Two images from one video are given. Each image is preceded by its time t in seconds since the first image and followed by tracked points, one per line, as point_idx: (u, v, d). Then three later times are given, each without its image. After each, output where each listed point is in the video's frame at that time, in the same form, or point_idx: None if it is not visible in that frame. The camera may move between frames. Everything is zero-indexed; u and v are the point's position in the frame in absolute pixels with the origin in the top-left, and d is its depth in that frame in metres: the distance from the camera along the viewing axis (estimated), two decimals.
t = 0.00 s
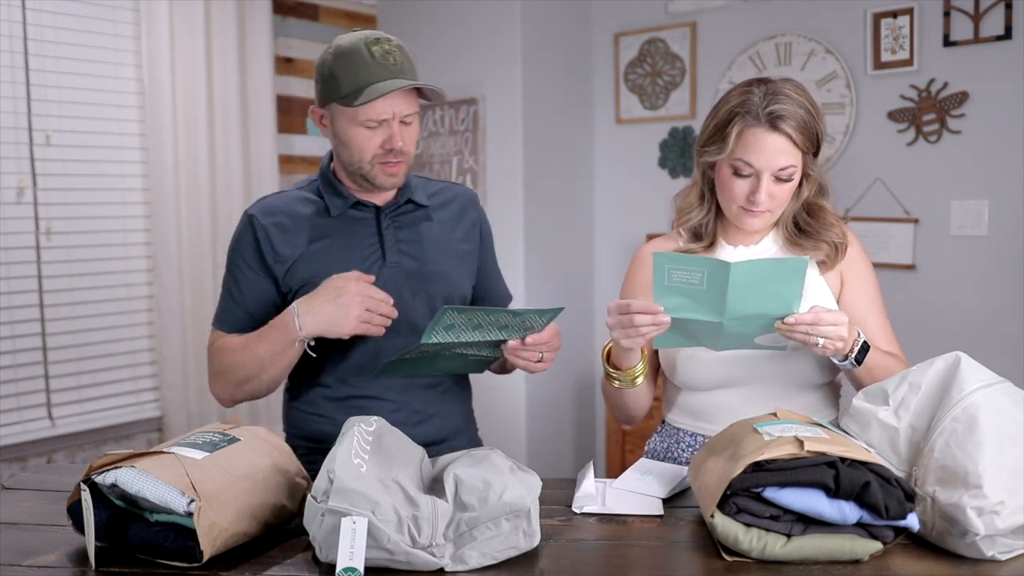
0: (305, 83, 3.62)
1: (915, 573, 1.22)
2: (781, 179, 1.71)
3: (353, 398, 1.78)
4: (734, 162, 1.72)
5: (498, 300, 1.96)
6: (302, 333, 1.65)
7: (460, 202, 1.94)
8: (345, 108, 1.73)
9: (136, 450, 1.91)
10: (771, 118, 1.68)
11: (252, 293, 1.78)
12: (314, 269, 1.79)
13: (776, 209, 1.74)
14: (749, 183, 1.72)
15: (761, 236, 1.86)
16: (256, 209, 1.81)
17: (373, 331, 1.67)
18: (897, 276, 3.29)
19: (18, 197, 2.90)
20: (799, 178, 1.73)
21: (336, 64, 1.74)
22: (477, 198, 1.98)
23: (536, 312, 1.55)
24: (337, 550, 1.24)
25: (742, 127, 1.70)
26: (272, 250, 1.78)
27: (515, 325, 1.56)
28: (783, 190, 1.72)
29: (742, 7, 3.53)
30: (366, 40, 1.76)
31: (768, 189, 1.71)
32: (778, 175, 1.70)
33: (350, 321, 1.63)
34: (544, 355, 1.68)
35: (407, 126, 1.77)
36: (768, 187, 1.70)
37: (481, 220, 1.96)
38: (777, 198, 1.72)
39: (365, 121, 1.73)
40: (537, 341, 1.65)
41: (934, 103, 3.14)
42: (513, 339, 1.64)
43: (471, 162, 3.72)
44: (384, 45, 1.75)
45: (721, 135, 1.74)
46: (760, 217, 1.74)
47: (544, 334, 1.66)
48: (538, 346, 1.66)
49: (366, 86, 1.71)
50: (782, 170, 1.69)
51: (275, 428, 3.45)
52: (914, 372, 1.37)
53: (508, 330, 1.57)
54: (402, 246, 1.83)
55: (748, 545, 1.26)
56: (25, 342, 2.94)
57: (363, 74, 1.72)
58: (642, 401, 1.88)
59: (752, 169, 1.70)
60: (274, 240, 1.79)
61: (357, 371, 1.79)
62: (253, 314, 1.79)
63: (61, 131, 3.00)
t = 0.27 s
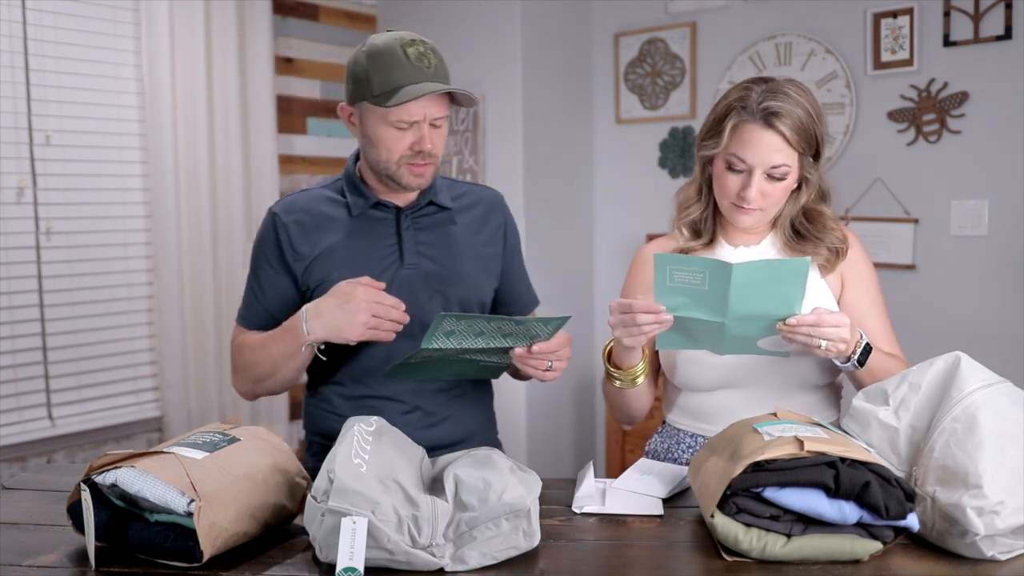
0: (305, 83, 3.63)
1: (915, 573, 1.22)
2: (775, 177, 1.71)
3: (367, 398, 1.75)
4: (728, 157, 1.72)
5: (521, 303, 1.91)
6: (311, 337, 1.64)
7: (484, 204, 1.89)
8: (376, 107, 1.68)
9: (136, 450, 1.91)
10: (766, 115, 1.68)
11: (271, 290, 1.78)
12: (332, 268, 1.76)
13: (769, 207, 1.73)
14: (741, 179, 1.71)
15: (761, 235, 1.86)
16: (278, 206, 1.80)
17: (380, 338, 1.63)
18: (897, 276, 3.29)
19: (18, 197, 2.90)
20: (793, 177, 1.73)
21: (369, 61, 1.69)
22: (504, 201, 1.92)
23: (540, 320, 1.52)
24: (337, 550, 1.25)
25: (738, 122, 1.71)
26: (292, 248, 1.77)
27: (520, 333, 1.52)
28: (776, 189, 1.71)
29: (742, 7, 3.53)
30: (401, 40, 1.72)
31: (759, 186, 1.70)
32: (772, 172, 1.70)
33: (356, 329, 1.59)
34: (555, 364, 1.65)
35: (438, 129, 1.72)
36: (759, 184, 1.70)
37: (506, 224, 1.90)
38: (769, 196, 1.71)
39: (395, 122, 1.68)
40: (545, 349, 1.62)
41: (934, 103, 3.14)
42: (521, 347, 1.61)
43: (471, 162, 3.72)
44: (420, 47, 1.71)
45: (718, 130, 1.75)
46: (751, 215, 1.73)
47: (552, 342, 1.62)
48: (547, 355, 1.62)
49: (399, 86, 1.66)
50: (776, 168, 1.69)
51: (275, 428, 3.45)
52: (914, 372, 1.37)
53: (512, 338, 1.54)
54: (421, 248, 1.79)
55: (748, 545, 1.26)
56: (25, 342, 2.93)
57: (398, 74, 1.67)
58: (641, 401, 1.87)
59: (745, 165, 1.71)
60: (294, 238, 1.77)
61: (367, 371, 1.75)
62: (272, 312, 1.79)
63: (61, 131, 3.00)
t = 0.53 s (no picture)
0: (305, 83, 3.63)
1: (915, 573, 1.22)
2: (761, 165, 1.73)
3: (373, 398, 1.72)
4: (717, 145, 1.76)
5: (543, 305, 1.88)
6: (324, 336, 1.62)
7: (506, 205, 1.87)
8: (396, 104, 1.68)
9: (136, 450, 1.91)
10: (752, 102, 1.72)
11: (289, 288, 1.77)
12: (351, 266, 1.75)
13: (757, 197, 1.75)
14: (727, 166, 1.74)
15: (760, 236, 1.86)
16: (300, 204, 1.80)
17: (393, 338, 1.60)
18: (897, 276, 3.29)
19: (18, 197, 2.90)
20: (782, 169, 1.74)
21: (391, 59, 1.69)
22: (526, 202, 1.91)
23: (547, 320, 1.51)
24: (337, 550, 1.25)
25: (727, 111, 1.75)
26: (311, 246, 1.76)
27: (526, 333, 1.52)
28: (762, 177, 1.73)
29: (742, 7, 3.54)
30: (423, 40, 1.72)
31: (745, 173, 1.72)
32: (757, 160, 1.72)
33: (368, 329, 1.57)
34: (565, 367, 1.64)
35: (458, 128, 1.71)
36: (744, 171, 1.72)
37: (527, 224, 1.88)
38: (755, 183, 1.73)
39: (415, 119, 1.67)
40: (553, 350, 1.61)
41: (934, 103, 3.14)
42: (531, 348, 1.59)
43: (471, 162, 3.72)
44: (441, 46, 1.71)
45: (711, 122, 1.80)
46: (737, 202, 1.75)
47: (562, 343, 1.62)
48: (557, 356, 1.61)
49: (420, 83, 1.66)
50: (760, 154, 1.72)
51: (275, 428, 3.45)
52: (914, 372, 1.37)
53: (519, 338, 1.54)
54: (439, 248, 1.78)
55: (748, 545, 1.26)
56: (25, 342, 2.93)
57: (419, 73, 1.67)
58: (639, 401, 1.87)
59: (731, 152, 1.74)
60: (314, 236, 1.76)
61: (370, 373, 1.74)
62: (291, 309, 1.78)
63: (61, 131, 3.00)
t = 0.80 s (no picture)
0: (305, 83, 3.63)
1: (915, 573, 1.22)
2: (740, 166, 1.76)
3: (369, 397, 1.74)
4: (700, 147, 1.81)
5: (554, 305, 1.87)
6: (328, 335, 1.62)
7: (519, 205, 1.86)
8: (409, 103, 1.68)
9: (136, 450, 1.91)
10: (729, 103, 1.76)
11: (300, 286, 1.78)
12: (361, 264, 1.75)
13: (738, 197, 1.78)
14: (707, 167, 1.79)
15: (754, 235, 1.89)
16: (312, 203, 1.80)
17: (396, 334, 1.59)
18: (897, 276, 3.28)
19: (18, 197, 2.90)
20: (763, 168, 1.76)
21: (404, 59, 1.70)
22: (539, 202, 1.90)
23: (554, 320, 1.50)
24: (337, 550, 1.25)
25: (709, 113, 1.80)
26: (322, 245, 1.77)
27: (532, 333, 1.52)
28: (742, 178, 1.76)
29: (742, 7, 3.54)
30: (436, 38, 1.72)
31: (723, 174, 1.77)
32: (735, 161, 1.76)
33: (370, 327, 1.57)
34: (573, 367, 1.63)
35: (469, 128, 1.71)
36: (722, 172, 1.76)
37: (540, 225, 1.87)
38: (734, 184, 1.77)
39: (428, 118, 1.68)
40: (560, 350, 1.61)
41: (934, 103, 3.14)
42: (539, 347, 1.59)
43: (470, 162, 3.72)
44: (455, 46, 1.71)
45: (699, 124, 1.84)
46: (718, 203, 1.79)
47: (569, 343, 1.61)
48: (564, 356, 1.61)
49: (434, 82, 1.66)
50: (738, 156, 1.75)
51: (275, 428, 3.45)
52: (914, 372, 1.37)
53: (526, 338, 1.53)
54: (449, 247, 1.78)
55: (748, 545, 1.25)
56: (25, 342, 2.93)
57: (432, 72, 1.67)
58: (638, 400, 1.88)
59: (711, 153, 1.79)
60: (326, 234, 1.77)
61: (376, 370, 1.74)
62: (300, 307, 1.79)
63: (61, 131, 3.00)
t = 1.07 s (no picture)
0: (305, 83, 3.63)
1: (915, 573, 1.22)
2: (728, 166, 1.77)
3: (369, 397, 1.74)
4: (693, 146, 1.84)
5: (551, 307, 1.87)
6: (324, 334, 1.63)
7: (519, 207, 1.86)
8: (414, 105, 1.68)
9: (136, 450, 1.91)
10: (719, 104, 1.78)
11: (298, 283, 1.78)
12: (360, 262, 1.75)
13: (728, 197, 1.79)
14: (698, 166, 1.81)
15: (750, 235, 1.90)
16: (312, 201, 1.80)
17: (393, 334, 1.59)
18: (897, 276, 3.29)
19: (18, 197, 2.90)
20: (753, 168, 1.77)
21: (411, 60, 1.69)
22: (539, 204, 1.90)
23: (550, 320, 1.51)
24: (337, 550, 1.25)
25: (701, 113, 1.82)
26: (321, 242, 1.76)
27: (530, 332, 1.53)
28: (731, 178, 1.78)
29: (742, 7, 3.54)
30: (444, 40, 1.71)
31: (712, 174, 1.78)
32: (724, 161, 1.77)
33: (365, 327, 1.56)
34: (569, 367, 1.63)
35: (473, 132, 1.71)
36: (710, 171, 1.78)
37: (539, 227, 1.88)
38: (723, 183, 1.78)
39: (432, 120, 1.67)
40: (557, 350, 1.60)
41: (934, 103, 3.14)
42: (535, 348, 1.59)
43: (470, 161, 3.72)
44: (462, 50, 1.70)
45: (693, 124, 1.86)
46: (708, 202, 1.80)
47: (567, 344, 1.60)
48: (561, 356, 1.60)
49: (440, 86, 1.66)
50: (726, 156, 1.76)
51: (275, 428, 3.45)
52: (914, 373, 1.37)
53: (523, 337, 1.54)
54: (448, 247, 1.78)
55: (748, 545, 1.25)
56: (25, 342, 2.93)
57: (437, 74, 1.66)
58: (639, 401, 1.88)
59: (701, 153, 1.81)
60: (324, 232, 1.77)
61: (373, 369, 1.74)
62: (299, 305, 1.79)
63: (61, 131, 3.00)
